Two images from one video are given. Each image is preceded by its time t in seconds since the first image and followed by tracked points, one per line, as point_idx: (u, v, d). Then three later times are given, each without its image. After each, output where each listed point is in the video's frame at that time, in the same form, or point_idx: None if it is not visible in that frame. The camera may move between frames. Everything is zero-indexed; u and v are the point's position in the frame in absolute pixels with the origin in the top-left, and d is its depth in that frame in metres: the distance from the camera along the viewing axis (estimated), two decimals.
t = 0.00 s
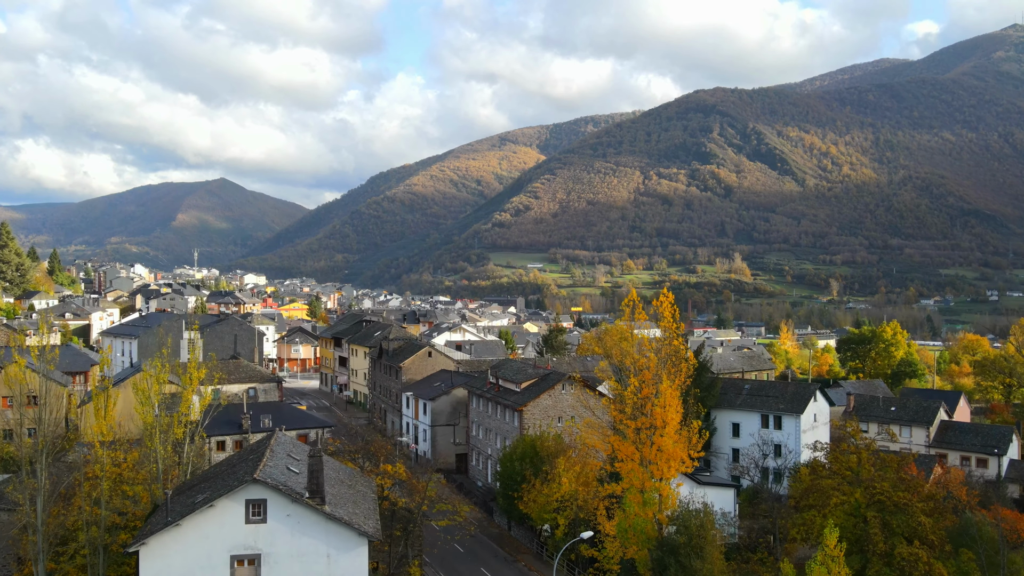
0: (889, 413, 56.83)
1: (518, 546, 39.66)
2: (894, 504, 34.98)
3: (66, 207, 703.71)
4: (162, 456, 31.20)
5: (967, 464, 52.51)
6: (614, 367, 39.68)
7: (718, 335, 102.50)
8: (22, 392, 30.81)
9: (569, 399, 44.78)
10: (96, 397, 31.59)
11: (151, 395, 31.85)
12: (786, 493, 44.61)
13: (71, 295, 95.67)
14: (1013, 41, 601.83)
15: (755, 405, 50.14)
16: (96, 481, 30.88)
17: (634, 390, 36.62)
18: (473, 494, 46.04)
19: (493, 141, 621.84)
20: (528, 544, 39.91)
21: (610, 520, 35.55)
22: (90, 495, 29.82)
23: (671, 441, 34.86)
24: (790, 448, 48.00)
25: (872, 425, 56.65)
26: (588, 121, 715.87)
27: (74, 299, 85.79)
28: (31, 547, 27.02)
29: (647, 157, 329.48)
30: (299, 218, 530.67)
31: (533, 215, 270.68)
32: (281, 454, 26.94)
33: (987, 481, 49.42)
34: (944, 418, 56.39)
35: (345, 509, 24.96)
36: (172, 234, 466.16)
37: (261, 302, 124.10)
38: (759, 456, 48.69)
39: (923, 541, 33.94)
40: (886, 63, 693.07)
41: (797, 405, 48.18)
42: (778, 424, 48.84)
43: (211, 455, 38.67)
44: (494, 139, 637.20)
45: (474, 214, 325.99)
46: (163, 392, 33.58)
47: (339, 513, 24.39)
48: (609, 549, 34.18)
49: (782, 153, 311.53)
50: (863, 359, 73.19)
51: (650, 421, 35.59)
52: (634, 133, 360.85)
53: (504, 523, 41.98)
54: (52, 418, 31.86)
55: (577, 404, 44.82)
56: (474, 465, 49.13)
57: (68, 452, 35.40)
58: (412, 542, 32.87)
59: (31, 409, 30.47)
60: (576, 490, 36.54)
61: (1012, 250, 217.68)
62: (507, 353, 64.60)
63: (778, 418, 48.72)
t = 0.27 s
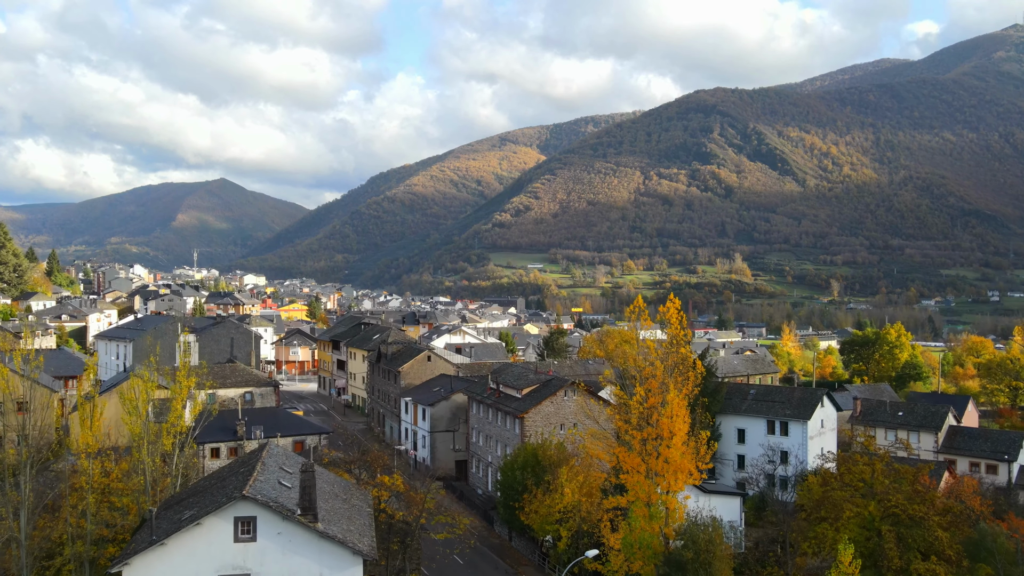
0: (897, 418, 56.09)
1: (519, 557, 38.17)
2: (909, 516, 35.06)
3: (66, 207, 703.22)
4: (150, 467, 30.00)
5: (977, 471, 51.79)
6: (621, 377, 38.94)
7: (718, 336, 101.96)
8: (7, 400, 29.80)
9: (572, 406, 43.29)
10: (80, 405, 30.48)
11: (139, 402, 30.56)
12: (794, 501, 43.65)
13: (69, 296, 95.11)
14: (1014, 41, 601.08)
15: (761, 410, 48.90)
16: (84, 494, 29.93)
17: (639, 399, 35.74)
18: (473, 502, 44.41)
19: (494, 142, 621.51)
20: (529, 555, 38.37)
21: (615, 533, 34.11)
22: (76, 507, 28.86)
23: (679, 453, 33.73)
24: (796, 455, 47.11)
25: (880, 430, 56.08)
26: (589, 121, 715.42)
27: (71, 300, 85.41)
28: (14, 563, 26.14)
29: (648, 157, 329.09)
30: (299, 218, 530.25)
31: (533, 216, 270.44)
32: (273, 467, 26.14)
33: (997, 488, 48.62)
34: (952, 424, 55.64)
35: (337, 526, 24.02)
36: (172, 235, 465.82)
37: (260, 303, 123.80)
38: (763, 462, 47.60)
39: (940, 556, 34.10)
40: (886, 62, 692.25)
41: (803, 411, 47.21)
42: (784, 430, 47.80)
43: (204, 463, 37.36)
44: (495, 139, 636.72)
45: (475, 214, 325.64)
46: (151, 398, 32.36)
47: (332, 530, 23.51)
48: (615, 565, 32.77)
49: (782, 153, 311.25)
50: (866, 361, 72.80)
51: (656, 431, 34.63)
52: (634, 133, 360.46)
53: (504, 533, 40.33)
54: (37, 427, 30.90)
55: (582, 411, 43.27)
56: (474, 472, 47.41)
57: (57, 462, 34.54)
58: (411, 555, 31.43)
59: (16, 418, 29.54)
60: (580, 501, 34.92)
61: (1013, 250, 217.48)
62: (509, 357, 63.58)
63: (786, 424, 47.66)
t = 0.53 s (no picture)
0: (905, 423, 54.99)
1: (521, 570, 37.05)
2: (926, 532, 33.74)
3: (66, 207, 703.08)
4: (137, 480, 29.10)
5: (987, 478, 50.58)
6: (625, 384, 36.73)
7: (720, 338, 101.24)
8: None
9: (575, 411, 41.85)
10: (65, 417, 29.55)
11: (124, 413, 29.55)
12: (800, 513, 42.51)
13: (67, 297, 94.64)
14: (1014, 41, 600.55)
15: (766, 417, 47.69)
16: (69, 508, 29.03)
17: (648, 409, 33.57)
18: (472, 511, 43.27)
19: (494, 142, 621.28)
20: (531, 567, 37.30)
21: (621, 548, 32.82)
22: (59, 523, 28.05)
23: (687, 465, 31.72)
24: (803, 461, 45.66)
25: (889, 436, 54.92)
26: (589, 121, 715.37)
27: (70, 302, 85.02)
28: None
29: (648, 157, 328.72)
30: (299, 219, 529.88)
31: (533, 216, 270.07)
32: (264, 482, 24.94)
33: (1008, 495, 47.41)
34: (962, 429, 54.50)
35: (331, 545, 22.77)
36: (172, 235, 465.70)
37: (260, 304, 123.45)
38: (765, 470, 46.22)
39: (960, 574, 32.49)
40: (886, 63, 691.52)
41: (811, 417, 45.71)
42: (791, 437, 46.41)
43: (197, 471, 36.52)
44: (495, 139, 636.48)
45: (474, 215, 325.27)
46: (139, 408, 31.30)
47: (325, 550, 22.20)
48: None
49: (782, 154, 310.93)
50: (871, 364, 72.53)
51: (664, 443, 32.41)
52: (634, 133, 360.12)
53: (505, 544, 39.22)
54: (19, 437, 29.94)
55: (584, 417, 41.83)
56: (474, 480, 46.28)
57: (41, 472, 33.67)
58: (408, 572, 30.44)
59: None
60: (583, 515, 33.52)
61: (1014, 250, 217.08)
62: (510, 359, 62.51)
63: (792, 431, 46.15)
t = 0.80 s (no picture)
0: (913, 429, 53.89)
1: None
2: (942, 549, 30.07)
3: (66, 207, 702.96)
4: (121, 498, 27.88)
5: (998, 485, 49.20)
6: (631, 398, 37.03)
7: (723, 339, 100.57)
8: None
9: (578, 420, 40.40)
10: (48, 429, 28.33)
11: (108, 425, 28.23)
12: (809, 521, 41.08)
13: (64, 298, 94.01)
14: (1014, 41, 600.65)
15: (773, 422, 46.98)
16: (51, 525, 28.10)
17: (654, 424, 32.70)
18: (470, 520, 41.84)
19: (494, 142, 621.15)
20: None
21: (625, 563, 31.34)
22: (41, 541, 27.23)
23: (697, 479, 30.32)
24: (810, 470, 45.15)
25: (897, 442, 53.89)
26: (589, 122, 715.58)
27: (67, 304, 84.35)
28: None
29: (649, 158, 328.44)
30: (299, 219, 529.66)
31: (534, 216, 269.70)
32: (254, 498, 23.24)
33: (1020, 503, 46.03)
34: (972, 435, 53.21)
35: (324, 567, 21.04)
36: (172, 235, 465.41)
37: (258, 305, 122.96)
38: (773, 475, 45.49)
39: None
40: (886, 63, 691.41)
41: (818, 425, 45.24)
42: (797, 444, 45.90)
43: (190, 480, 35.84)
44: (495, 139, 636.37)
45: (474, 215, 324.82)
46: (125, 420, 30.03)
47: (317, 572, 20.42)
48: None
49: (783, 154, 310.65)
50: (875, 366, 72.39)
51: (672, 456, 31.26)
52: (635, 133, 359.88)
53: (504, 556, 37.63)
54: None
55: (588, 427, 40.44)
56: (474, 488, 44.72)
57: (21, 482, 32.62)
58: None
59: None
60: (587, 527, 32.24)
61: (1015, 250, 216.81)
62: (510, 361, 61.19)
63: (799, 438, 45.69)
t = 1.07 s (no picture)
0: (921, 435, 52.98)
1: None
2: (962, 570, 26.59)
3: (66, 207, 703.24)
4: (105, 515, 26.53)
5: (1008, 494, 48.49)
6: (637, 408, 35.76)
7: (724, 340, 100.23)
8: None
9: (582, 428, 39.54)
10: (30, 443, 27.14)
11: (93, 441, 26.81)
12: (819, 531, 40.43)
13: (63, 300, 93.79)
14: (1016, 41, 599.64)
15: (779, 430, 46.19)
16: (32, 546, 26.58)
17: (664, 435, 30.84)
18: (471, 530, 40.60)
19: (494, 142, 620.72)
20: None
21: None
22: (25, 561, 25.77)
23: (706, 495, 28.69)
24: (819, 478, 44.15)
25: (905, 448, 52.95)
26: (589, 122, 715.18)
27: (66, 304, 84.38)
28: None
29: (649, 158, 328.27)
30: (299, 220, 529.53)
31: (534, 216, 269.56)
32: (242, 517, 21.87)
33: None
34: (981, 441, 52.39)
35: None
36: (172, 236, 465.60)
37: (258, 305, 122.74)
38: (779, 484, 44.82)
39: None
40: (888, 63, 690.41)
41: (826, 431, 44.34)
42: (805, 452, 44.97)
43: (182, 489, 35.36)
44: (496, 139, 635.96)
45: (475, 215, 324.55)
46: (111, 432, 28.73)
47: None
48: None
49: (784, 154, 310.20)
50: (878, 369, 72.09)
51: (680, 469, 29.70)
52: (635, 133, 359.69)
53: (506, 569, 36.23)
54: None
55: (590, 435, 39.52)
56: (474, 497, 43.51)
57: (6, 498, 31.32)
58: None
59: None
60: (591, 541, 31.33)
61: (1015, 251, 216.62)
62: (509, 364, 60.28)
63: (807, 445, 44.80)
